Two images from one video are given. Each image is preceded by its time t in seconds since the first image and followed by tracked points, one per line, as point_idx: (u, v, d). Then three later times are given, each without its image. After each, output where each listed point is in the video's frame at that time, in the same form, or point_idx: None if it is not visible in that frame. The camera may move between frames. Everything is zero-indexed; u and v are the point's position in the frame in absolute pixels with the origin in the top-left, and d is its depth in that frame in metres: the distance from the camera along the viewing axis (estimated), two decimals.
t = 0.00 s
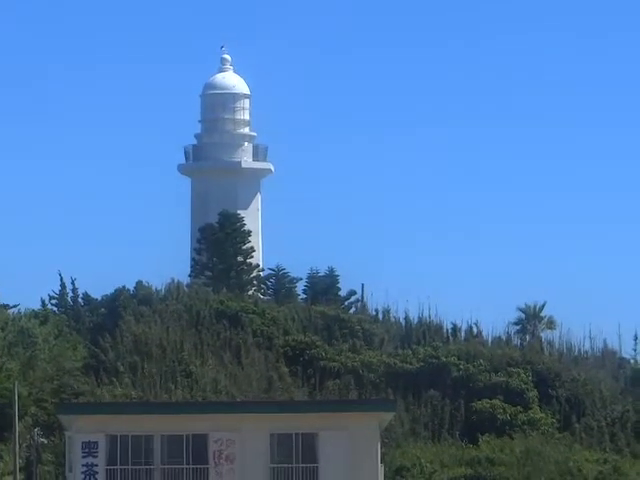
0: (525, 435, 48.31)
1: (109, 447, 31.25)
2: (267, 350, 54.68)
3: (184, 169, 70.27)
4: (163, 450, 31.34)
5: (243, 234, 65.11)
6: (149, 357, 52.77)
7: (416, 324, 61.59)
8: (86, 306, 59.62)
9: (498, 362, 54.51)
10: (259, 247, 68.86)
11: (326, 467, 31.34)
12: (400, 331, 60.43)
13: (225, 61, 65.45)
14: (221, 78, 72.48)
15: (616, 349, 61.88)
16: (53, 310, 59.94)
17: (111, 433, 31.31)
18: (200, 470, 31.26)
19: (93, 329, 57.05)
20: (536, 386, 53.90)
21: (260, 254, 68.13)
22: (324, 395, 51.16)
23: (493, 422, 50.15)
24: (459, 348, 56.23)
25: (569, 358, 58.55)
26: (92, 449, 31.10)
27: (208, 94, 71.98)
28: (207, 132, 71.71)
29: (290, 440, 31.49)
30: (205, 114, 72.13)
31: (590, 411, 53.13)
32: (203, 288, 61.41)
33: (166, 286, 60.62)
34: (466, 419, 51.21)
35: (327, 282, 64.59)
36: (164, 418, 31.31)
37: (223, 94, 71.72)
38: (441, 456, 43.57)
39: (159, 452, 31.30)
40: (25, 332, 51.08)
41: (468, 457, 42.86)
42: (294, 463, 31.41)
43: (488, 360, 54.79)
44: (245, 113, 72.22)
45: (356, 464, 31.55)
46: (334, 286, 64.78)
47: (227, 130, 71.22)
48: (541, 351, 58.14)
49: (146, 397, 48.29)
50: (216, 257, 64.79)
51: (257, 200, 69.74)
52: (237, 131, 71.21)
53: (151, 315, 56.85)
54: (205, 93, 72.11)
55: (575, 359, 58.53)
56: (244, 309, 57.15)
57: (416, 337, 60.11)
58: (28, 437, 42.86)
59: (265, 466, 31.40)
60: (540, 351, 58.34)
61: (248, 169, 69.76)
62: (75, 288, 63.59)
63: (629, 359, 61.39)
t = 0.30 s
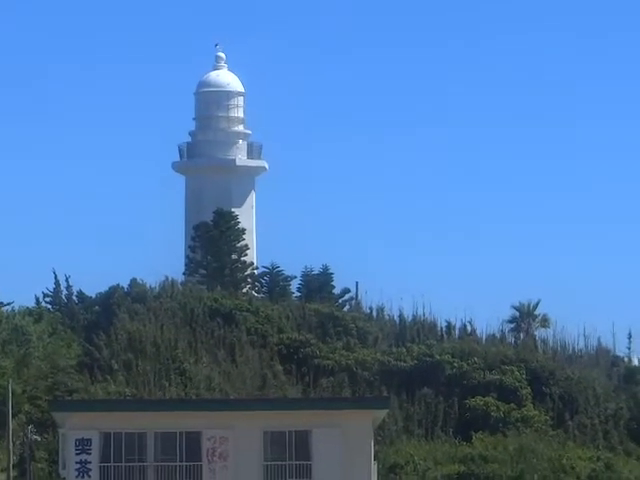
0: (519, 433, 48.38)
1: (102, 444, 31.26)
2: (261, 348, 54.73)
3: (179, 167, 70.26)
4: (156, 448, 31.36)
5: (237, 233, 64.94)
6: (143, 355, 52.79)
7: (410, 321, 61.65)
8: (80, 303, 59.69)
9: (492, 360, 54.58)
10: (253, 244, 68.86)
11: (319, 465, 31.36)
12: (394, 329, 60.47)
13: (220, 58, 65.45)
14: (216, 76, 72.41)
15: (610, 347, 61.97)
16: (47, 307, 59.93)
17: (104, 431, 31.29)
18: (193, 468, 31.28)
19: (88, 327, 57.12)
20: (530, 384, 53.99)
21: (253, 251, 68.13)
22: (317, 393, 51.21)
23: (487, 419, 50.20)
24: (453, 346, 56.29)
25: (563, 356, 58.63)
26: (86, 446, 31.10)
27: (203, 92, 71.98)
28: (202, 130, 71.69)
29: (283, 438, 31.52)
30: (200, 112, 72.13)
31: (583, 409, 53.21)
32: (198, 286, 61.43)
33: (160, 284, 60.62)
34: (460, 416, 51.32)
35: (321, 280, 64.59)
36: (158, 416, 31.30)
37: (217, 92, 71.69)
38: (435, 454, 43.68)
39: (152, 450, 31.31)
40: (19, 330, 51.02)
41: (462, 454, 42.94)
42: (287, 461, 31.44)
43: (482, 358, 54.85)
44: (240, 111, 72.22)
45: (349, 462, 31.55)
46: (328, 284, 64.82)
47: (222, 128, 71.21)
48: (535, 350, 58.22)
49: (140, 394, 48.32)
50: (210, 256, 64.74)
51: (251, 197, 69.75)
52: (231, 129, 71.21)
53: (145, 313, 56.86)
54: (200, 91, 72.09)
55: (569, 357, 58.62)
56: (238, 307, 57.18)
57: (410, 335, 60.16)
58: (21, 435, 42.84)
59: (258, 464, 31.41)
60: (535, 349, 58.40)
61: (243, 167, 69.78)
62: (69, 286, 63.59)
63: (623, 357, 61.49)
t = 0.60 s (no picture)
0: (509, 425, 48.43)
1: (93, 435, 31.39)
2: (252, 339, 54.75)
3: (170, 157, 70.22)
4: (146, 439, 31.50)
5: (228, 224, 64.69)
6: (134, 346, 52.77)
7: (400, 313, 61.68)
8: (71, 293, 59.63)
9: (483, 352, 54.62)
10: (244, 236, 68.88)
11: (309, 456, 31.47)
12: (385, 321, 60.53)
13: (212, 50, 65.36)
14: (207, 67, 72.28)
15: (600, 340, 62.08)
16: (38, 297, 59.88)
17: (95, 422, 31.37)
18: (183, 459, 31.45)
19: (78, 318, 57.08)
20: (521, 377, 54.09)
21: (245, 243, 68.18)
22: (308, 385, 51.26)
23: (477, 412, 50.24)
24: (444, 338, 56.35)
25: (553, 348, 58.72)
26: (77, 437, 31.24)
27: (195, 83, 71.85)
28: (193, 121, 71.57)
29: (273, 429, 31.56)
30: (192, 103, 72.00)
31: (573, 402, 53.30)
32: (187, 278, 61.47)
33: (150, 275, 60.60)
34: (450, 408, 51.41)
35: (311, 271, 64.60)
36: (150, 407, 31.35)
37: (209, 83, 71.56)
38: (426, 446, 43.75)
39: (143, 440, 31.48)
40: (9, 321, 50.43)
41: (452, 446, 42.98)
42: (277, 452, 31.53)
43: (473, 349, 54.92)
44: (231, 102, 72.13)
45: (340, 454, 31.53)
46: (318, 276, 64.84)
47: (213, 119, 71.12)
48: (527, 342, 58.30)
49: (130, 385, 48.33)
50: (202, 247, 64.67)
51: (242, 189, 69.80)
52: (223, 121, 71.15)
53: (135, 304, 56.81)
54: (191, 82, 71.96)
55: (559, 350, 58.71)
56: (229, 298, 57.15)
57: (401, 327, 60.20)
58: (11, 426, 42.79)
59: (249, 455, 31.51)
60: (525, 341, 58.48)
61: (234, 158, 69.76)
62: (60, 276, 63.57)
63: (613, 350, 61.62)
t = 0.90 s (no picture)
0: (502, 414, 48.50)
1: (86, 424, 31.36)
2: (245, 328, 54.79)
3: (163, 145, 70.14)
4: (139, 427, 31.47)
5: (220, 213, 64.98)
6: (127, 334, 52.78)
7: (393, 301, 61.70)
8: (64, 282, 59.54)
9: (476, 342, 54.66)
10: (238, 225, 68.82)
11: (302, 444, 31.48)
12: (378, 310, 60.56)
13: (206, 38, 65.24)
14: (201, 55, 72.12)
15: (593, 329, 62.13)
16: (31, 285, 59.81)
17: (88, 410, 31.33)
18: (176, 447, 31.45)
19: (72, 307, 57.03)
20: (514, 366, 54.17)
21: (238, 231, 68.11)
22: (301, 374, 51.31)
23: (470, 401, 50.27)
24: (437, 327, 56.37)
25: (546, 337, 58.77)
26: (69, 426, 31.23)
27: (188, 72, 71.70)
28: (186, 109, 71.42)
29: (266, 418, 31.57)
30: (185, 91, 71.86)
31: (566, 391, 53.36)
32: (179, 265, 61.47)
33: (143, 264, 60.52)
34: (443, 397, 51.51)
35: (305, 259, 64.67)
36: (142, 396, 31.33)
37: (203, 72, 71.41)
38: (419, 435, 43.82)
39: (135, 429, 31.47)
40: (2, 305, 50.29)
41: (445, 435, 43.06)
42: (270, 441, 31.54)
43: (465, 338, 54.98)
44: (225, 90, 72.00)
45: (333, 442, 31.59)
46: (312, 264, 64.85)
47: (207, 108, 70.99)
48: (520, 331, 58.35)
49: (124, 374, 48.35)
50: (195, 235, 64.79)
51: (235, 177, 69.74)
52: (216, 109, 71.01)
53: (128, 292, 56.77)
54: (185, 71, 71.81)
55: (552, 339, 58.76)
56: (223, 287, 57.13)
57: (394, 315, 60.25)
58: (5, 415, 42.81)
59: (242, 443, 31.52)
60: (518, 330, 58.54)
61: (227, 146, 69.68)
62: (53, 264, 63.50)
63: (605, 339, 61.68)
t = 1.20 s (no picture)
0: (495, 401, 48.54)
1: (80, 409, 31.37)
2: (240, 313, 54.84)
3: (158, 131, 70.03)
4: (133, 412, 31.49)
5: (215, 200, 64.92)
6: (120, 319, 52.78)
7: (388, 289, 61.71)
8: (59, 267, 59.51)
9: (470, 329, 54.67)
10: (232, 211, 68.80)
11: (296, 430, 31.49)
12: (372, 297, 60.56)
13: (201, 25, 65.18)
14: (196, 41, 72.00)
15: (588, 317, 62.12)
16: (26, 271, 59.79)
17: (81, 396, 31.36)
18: (170, 433, 31.47)
19: (66, 292, 57.01)
20: (508, 354, 54.17)
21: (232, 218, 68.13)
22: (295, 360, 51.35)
23: (463, 388, 50.27)
24: (431, 314, 56.37)
25: (540, 325, 58.77)
26: (64, 411, 31.24)
27: (183, 58, 71.57)
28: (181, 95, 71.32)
29: (260, 404, 31.60)
30: (180, 77, 71.73)
31: (560, 379, 53.37)
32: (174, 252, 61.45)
33: (137, 250, 60.51)
34: (437, 385, 51.52)
35: (299, 246, 64.62)
36: (136, 381, 31.37)
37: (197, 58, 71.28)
38: (412, 423, 43.84)
39: (129, 414, 31.48)
40: None
41: (439, 422, 43.19)
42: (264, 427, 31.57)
43: (459, 325, 54.99)
44: (220, 76, 71.86)
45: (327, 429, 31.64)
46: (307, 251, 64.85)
47: (201, 94, 70.89)
48: (514, 319, 58.36)
49: (117, 359, 48.38)
50: (190, 221, 64.76)
51: (230, 163, 69.87)
52: (211, 95, 70.90)
53: (122, 277, 56.75)
54: (180, 57, 71.69)
55: (546, 327, 58.77)
56: (217, 272, 57.12)
57: (388, 302, 60.27)
58: None
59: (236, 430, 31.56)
60: (513, 318, 58.55)
61: (222, 133, 69.64)
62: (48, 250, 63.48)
63: (600, 327, 61.68)
